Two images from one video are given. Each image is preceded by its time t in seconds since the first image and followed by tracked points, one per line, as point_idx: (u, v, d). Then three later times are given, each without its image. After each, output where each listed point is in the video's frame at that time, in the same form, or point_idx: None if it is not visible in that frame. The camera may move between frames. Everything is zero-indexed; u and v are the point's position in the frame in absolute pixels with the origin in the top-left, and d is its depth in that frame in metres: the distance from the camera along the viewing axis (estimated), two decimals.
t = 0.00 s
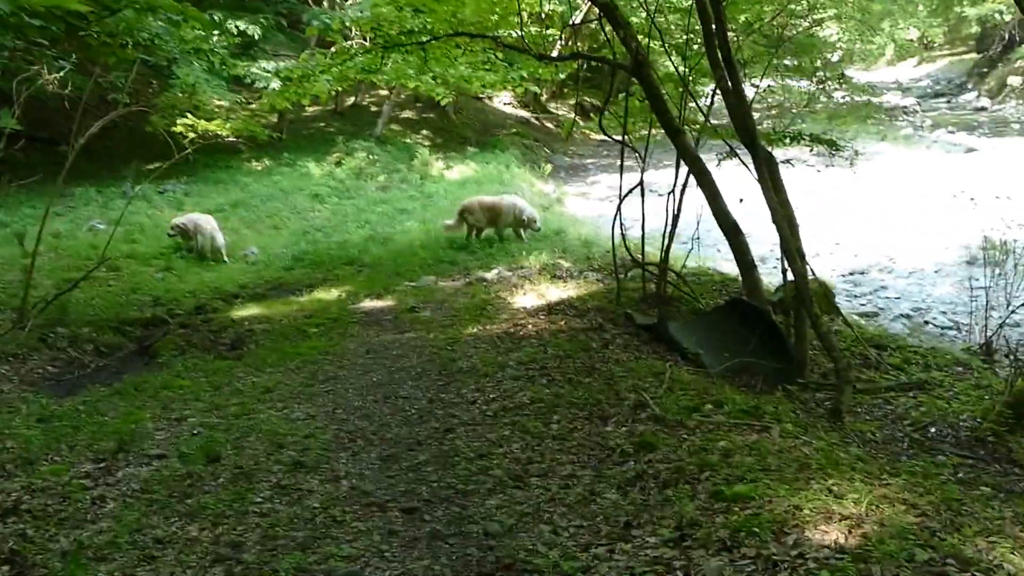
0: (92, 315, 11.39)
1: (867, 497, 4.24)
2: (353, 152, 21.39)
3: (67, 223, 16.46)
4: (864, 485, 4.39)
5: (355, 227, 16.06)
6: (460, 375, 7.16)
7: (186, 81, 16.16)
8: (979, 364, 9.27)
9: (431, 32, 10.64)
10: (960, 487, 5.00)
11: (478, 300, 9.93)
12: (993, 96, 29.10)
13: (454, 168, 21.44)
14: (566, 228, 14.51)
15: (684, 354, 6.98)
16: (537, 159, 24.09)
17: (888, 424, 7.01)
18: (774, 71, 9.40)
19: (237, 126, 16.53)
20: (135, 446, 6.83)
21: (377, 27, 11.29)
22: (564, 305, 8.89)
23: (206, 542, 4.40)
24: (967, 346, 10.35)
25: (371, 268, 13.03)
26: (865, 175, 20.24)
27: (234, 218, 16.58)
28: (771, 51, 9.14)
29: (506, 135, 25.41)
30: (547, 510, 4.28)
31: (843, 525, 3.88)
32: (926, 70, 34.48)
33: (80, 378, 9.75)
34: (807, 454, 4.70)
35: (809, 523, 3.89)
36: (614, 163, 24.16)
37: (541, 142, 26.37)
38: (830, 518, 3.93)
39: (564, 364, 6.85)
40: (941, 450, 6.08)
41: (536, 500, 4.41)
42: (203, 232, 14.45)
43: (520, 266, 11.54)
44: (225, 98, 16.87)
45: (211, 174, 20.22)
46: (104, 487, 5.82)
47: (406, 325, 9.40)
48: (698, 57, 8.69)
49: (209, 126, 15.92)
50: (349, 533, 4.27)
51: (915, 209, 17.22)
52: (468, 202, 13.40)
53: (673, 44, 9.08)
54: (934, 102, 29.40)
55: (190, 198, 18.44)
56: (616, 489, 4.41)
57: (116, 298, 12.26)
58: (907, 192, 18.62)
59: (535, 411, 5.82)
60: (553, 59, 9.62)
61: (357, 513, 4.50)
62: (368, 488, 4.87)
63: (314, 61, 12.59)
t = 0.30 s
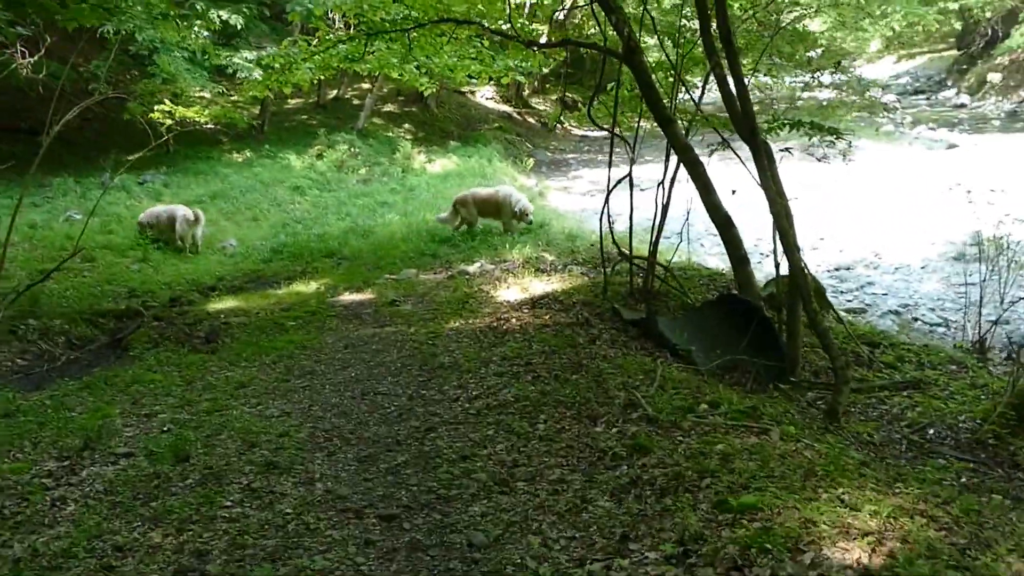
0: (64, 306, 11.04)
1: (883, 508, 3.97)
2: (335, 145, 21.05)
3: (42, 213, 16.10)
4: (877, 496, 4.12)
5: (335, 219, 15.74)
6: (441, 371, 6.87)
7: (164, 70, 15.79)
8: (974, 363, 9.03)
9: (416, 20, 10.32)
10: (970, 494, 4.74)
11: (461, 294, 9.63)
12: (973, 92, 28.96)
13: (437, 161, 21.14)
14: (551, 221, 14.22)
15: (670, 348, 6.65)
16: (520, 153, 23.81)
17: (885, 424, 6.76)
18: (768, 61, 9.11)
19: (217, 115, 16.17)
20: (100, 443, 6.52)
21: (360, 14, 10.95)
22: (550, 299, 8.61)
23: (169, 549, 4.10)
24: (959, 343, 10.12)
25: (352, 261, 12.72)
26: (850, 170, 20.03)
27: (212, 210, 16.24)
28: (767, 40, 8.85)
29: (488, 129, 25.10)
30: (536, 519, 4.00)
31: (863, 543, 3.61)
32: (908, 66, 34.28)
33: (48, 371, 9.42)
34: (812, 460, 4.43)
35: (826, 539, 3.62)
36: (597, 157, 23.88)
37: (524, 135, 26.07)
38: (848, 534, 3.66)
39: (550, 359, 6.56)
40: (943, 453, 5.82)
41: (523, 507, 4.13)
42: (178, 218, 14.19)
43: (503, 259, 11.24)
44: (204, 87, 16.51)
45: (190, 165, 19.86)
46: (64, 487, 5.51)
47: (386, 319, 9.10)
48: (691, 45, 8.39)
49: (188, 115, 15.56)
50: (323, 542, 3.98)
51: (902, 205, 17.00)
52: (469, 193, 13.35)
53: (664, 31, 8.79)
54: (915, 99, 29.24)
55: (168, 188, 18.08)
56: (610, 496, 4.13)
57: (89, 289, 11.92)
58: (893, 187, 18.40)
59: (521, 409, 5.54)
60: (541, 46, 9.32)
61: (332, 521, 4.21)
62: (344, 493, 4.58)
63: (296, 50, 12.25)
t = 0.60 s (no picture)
0: (73, 299, 10.80)
1: (935, 531, 3.68)
2: (352, 137, 20.78)
3: (56, 204, 15.91)
4: (928, 516, 3.82)
5: (352, 212, 15.47)
6: (457, 371, 6.59)
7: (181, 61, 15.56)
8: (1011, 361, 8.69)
9: (436, 11, 10.04)
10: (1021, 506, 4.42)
11: (479, 290, 9.35)
12: (1000, 84, 28.47)
13: (455, 155, 20.85)
14: (571, 215, 13.92)
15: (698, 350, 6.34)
16: (540, 146, 23.49)
17: (921, 427, 6.43)
18: (799, 53, 8.77)
19: (234, 106, 15.93)
20: (102, 442, 6.27)
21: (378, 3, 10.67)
22: (571, 296, 8.32)
23: (164, 562, 3.84)
24: (993, 340, 9.77)
25: (368, 255, 12.45)
26: (877, 165, 19.64)
27: (227, 202, 16.00)
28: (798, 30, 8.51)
29: (508, 122, 24.80)
30: (556, 536, 3.73)
31: (918, 573, 3.32)
32: (933, 58, 33.78)
33: (57, 365, 9.18)
34: (853, 473, 4.12)
35: (878, 568, 3.32)
36: (617, 151, 23.54)
37: (544, 129, 25.76)
38: (903, 564, 3.37)
39: (570, 360, 6.28)
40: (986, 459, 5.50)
41: (543, 522, 3.85)
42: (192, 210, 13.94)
43: (522, 255, 10.96)
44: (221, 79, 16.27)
45: (207, 157, 19.64)
46: (61, 490, 5.26)
47: (401, 316, 8.82)
48: (720, 36, 8.08)
49: (204, 106, 15.32)
50: (327, 558, 3.72)
51: (931, 199, 16.63)
52: (493, 185, 13.06)
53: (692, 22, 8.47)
54: (941, 91, 28.76)
55: (184, 180, 17.86)
56: (636, 513, 3.85)
57: (101, 281, 11.69)
58: (921, 181, 18.01)
59: (540, 414, 5.25)
60: (564, 37, 9.01)
61: (338, 534, 3.94)
62: (352, 502, 4.32)
63: (313, 41, 11.98)
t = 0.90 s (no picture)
0: (173, 296, 10.71)
1: None
2: (454, 136, 20.55)
3: (161, 204, 15.96)
4: None
5: (452, 210, 15.21)
6: (553, 373, 6.25)
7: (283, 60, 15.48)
8: None
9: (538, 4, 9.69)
10: None
11: (578, 289, 8.99)
12: None
13: (557, 154, 20.52)
14: (674, 212, 13.48)
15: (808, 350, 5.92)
16: (642, 145, 23.03)
17: None
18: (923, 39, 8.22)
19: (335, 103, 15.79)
20: (186, 443, 6.07)
21: None
22: (674, 296, 7.92)
23: None
24: None
25: (466, 254, 12.16)
26: (999, 160, 18.79)
27: (328, 200, 15.89)
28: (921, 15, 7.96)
29: (610, 121, 24.38)
30: (654, 563, 3.39)
31: None
32: None
33: (152, 362, 9.06)
34: (994, 498, 3.67)
35: None
36: (722, 149, 22.97)
37: (647, 127, 25.27)
38: None
39: (673, 363, 5.89)
40: None
41: (640, 546, 3.51)
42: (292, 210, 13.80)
43: (624, 253, 10.57)
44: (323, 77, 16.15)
45: (310, 157, 19.59)
46: (139, 493, 5.09)
47: (499, 315, 8.50)
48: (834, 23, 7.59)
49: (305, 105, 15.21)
50: None
51: None
52: (596, 181, 12.74)
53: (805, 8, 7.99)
54: None
55: (291, 179, 17.81)
56: (747, 540, 3.47)
57: (206, 279, 11.59)
58: None
59: (640, 422, 4.88)
60: (669, 26, 8.60)
61: (420, 550, 3.66)
62: (436, 514, 4.04)
63: (413, 38, 11.73)
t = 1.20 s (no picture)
0: (204, 292, 10.52)
1: None
2: (492, 130, 20.25)
3: (196, 198, 15.82)
4: None
5: (488, 205, 14.91)
6: (591, 376, 5.97)
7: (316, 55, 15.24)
8: None
9: None
10: None
11: (618, 288, 8.69)
12: None
13: (597, 148, 20.18)
14: (717, 208, 13.13)
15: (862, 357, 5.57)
16: (684, 140, 22.63)
17: None
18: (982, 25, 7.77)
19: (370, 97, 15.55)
20: (206, 451, 5.85)
21: None
22: (719, 295, 7.59)
23: None
24: None
25: (502, 250, 11.86)
26: None
27: (364, 195, 15.64)
28: None
29: (652, 116, 23.98)
30: None
31: None
32: None
33: (180, 360, 8.87)
34: None
35: None
36: (767, 144, 22.51)
37: (690, 122, 24.84)
38: None
39: (718, 369, 5.59)
40: None
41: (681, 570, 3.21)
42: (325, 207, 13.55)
43: (665, 250, 10.25)
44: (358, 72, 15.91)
45: (347, 151, 19.38)
46: (156, 506, 5.00)
47: (536, 313, 8.21)
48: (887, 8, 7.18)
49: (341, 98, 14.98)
50: None
51: None
52: (639, 174, 12.40)
53: None
54: None
55: (325, 173, 17.60)
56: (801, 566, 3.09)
57: (236, 275, 11.40)
58: None
59: (684, 434, 4.57)
60: (712, 16, 8.25)
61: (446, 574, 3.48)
62: (462, 534, 3.86)
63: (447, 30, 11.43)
